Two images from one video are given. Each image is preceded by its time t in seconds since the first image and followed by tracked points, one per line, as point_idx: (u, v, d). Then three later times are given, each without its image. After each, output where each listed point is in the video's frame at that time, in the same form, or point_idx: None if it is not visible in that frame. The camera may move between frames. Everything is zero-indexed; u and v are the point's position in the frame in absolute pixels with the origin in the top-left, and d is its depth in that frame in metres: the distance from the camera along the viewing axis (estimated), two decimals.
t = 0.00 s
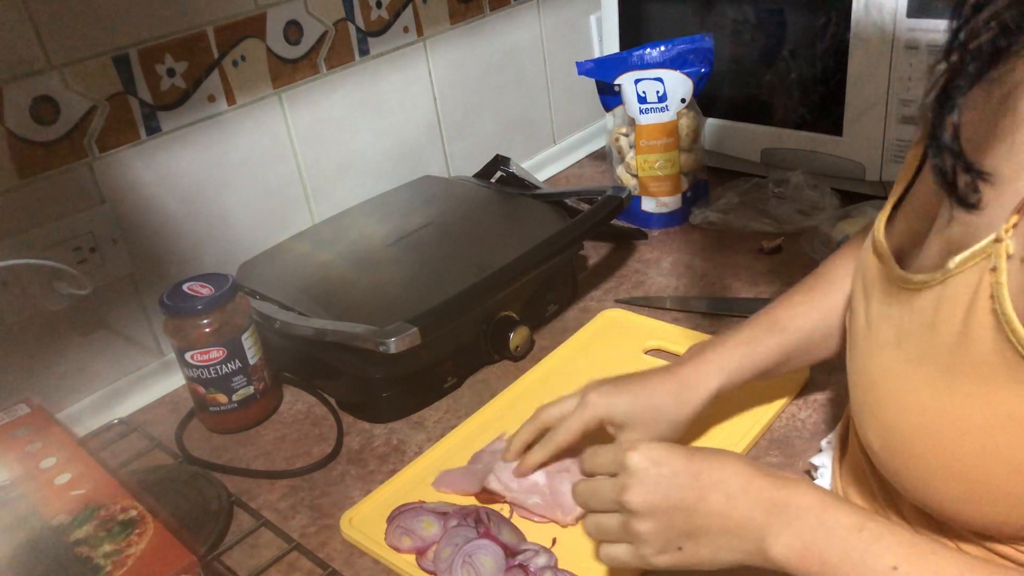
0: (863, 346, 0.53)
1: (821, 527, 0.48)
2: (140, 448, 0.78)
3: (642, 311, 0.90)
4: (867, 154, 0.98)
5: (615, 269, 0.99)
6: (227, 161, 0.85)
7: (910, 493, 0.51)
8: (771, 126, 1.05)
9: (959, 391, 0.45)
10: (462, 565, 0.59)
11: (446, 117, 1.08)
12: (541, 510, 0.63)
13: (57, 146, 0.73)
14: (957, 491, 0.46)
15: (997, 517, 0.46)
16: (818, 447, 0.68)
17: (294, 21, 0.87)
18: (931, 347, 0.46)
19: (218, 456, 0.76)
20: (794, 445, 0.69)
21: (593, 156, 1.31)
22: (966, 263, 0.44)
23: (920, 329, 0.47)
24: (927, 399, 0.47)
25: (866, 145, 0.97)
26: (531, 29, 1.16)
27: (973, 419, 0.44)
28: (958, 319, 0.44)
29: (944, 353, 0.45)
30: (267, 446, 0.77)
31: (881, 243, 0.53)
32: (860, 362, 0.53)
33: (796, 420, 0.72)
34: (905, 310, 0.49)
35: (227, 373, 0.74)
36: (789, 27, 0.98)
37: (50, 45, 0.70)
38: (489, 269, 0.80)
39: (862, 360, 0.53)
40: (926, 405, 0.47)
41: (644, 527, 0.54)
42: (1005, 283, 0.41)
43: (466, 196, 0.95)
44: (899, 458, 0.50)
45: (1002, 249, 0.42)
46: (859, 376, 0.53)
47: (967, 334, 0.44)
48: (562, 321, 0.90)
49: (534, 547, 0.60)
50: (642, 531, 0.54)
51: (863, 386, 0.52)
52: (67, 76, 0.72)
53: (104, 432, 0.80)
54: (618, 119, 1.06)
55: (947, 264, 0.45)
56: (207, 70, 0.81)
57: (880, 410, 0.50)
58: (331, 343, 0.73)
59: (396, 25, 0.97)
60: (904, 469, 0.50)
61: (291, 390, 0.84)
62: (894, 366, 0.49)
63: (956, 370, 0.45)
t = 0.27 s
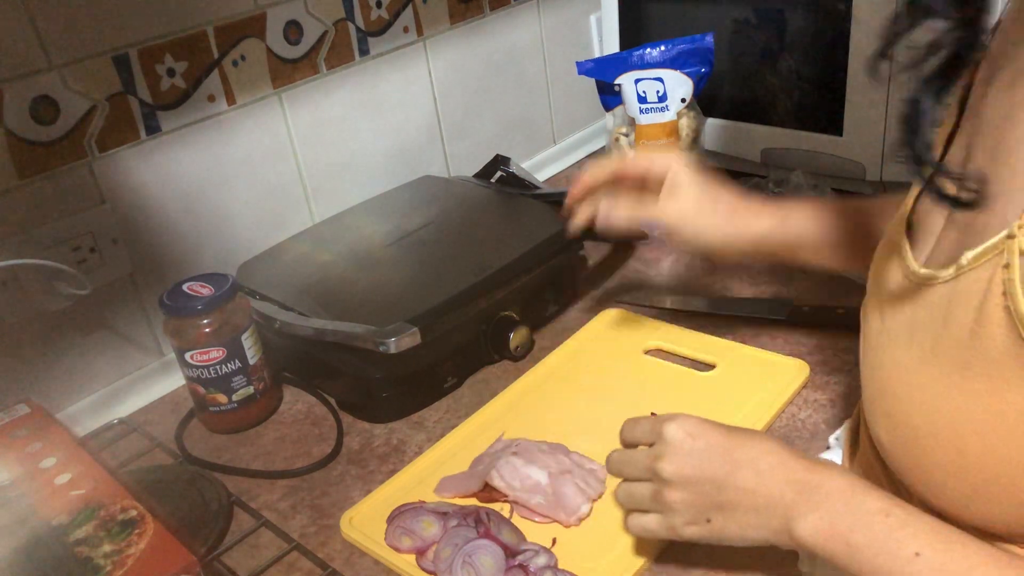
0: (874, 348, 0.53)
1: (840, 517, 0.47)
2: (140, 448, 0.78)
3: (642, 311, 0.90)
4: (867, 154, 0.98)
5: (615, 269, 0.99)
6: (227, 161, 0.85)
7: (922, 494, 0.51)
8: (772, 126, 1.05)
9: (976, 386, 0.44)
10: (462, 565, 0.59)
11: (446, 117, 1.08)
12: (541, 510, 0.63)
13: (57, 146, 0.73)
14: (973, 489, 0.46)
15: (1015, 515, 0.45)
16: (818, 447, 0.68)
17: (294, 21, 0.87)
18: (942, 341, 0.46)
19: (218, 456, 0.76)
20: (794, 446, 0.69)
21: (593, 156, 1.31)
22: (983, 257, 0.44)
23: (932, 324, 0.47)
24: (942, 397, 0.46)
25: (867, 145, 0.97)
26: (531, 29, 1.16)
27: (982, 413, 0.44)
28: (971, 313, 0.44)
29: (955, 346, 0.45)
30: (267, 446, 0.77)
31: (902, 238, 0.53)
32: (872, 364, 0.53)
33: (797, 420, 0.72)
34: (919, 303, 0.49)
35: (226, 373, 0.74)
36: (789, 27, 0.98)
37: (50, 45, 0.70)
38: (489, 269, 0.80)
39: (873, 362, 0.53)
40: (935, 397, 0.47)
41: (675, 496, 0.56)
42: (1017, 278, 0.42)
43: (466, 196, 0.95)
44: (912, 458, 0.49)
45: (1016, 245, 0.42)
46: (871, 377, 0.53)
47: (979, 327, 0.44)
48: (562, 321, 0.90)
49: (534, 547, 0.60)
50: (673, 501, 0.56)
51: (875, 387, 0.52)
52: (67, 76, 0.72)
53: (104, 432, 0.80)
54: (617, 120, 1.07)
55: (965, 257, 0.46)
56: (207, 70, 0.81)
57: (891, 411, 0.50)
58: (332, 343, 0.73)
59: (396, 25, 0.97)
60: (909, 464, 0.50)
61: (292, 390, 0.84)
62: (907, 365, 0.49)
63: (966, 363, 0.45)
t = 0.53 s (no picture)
0: (884, 340, 0.52)
1: (835, 481, 0.47)
2: (140, 448, 0.78)
3: (642, 311, 0.90)
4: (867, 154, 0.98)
5: (615, 269, 0.99)
6: (227, 160, 0.85)
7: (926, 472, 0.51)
8: (772, 126, 1.05)
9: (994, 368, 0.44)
10: (462, 565, 0.58)
11: (446, 117, 1.08)
12: (541, 509, 0.63)
13: (57, 146, 0.73)
14: (998, 472, 0.45)
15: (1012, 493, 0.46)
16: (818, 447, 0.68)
17: (294, 21, 0.87)
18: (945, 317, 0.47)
19: (218, 455, 0.76)
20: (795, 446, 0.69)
21: (593, 156, 1.31)
22: (984, 237, 0.44)
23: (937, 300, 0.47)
24: (951, 376, 0.46)
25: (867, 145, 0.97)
26: (531, 28, 1.16)
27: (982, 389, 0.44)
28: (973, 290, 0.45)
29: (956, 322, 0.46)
30: (267, 446, 0.77)
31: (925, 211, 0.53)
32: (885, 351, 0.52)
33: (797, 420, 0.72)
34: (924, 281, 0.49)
35: (227, 373, 0.74)
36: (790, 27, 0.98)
37: (50, 45, 0.70)
38: (490, 269, 0.80)
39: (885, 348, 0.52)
40: (935, 373, 0.47)
41: (683, 449, 0.57)
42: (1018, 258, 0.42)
43: (467, 196, 0.95)
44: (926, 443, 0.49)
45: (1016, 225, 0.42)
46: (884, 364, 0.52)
47: (981, 305, 0.44)
48: (562, 321, 0.90)
49: (534, 547, 0.60)
50: (679, 454, 0.57)
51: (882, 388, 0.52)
52: (67, 76, 0.72)
53: (104, 432, 0.80)
54: (617, 119, 1.06)
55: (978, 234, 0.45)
56: (207, 70, 0.81)
57: (901, 394, 0.50)
58: (332, 343, 0.73)
59: (396, 25, 0.97)
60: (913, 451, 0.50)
61: (292, 390, 0.84)
62: (920, 354, 0.48)
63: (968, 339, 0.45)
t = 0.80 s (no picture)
0: (905, 310, 0.54)
1: (827, 392, 0.52)
2: (140, 448, 0.78)
3: (642, 311, 0.90)
4: (868, 154, 0.98)
5: (615, 268, 0.99)
6: (228, 160, 0.86)
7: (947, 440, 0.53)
8: (772, 126, 1.05)
9: (1014, 333, 0.45)
10: (462, 565, 0.58)
11: (446, 117, 1.08)
12: (542, 509, 0.63)
13: (57, 146, 0.73)
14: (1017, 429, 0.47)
15: None
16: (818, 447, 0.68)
17: (294, 21, 0.87)
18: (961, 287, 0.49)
19: (218, 455, 0.76)
20: (795, 446, 0.69)
21: (593, 156, 1.31)
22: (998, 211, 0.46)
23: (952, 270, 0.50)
24: (969, 342, 0.48)
25: (867, 145, 0.97)
26: (531, 28, 1.16)
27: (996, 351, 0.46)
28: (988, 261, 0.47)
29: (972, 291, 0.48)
30: (266, 446, 0.77)
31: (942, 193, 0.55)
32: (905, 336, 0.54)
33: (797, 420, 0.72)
34: (941, 255, 0.51)
35: (226, 373, 0.74)
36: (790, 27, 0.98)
37: (49, 45, 0.70)
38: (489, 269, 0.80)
39: (904, 336, 0.54)
40: (954, 338, 0.49)
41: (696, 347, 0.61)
42: None
43: (467, 196, 0.95)
44: (960, 418, 0.50)
45: None
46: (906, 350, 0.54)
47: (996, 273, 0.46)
48: (562, 321, 0.90)
49: (534, 547, 0.60)
50: (692, 351, 0.62)
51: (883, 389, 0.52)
52: (67, 76, 0.72)
53: (104, 432, 0.80)
54: (620, 119, 1.05)
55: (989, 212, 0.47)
56: (207, 70, 0.81)
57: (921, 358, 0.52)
58: (331, 343, 0.73)
59: (396, 25, 0.97)
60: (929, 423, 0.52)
61: (291, 390, 0.84)
62: (944, 327, 0.50)
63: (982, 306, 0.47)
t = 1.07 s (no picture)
0: (901, 296, 0.55)
1: (833, 371, 0.54)
2: (141, 448, 0.78)
3: (642, 311, 0.90)
4: (868, 154, 0.98)
5: (615, 269, 0.99)
6: (228, 160, 0.86)
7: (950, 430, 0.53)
8: (771, 126, 1.05)
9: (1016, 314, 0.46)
10: (462, 565, 0.58)
11: (446, 116, 1.08)
12: (542, 509, 0.63)
13: (57, 146, 0.73)
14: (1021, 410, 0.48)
15: None
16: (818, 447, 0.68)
17: (294, 21, 0.87)
18: (958, 271, 0.49)
19: (218, 456, 0.76)
20: (795, 446, 0.69)
21: (593, 156, 1.31)
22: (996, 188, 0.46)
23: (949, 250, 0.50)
24: (968, 325, 0.48)
25: (867, 145, 0.97)
26: (531, 29, 1.16)
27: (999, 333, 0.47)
28: (984, 244, 0.47)
29: (968, 273, 0.48)
30: (266, 446, 0.77)
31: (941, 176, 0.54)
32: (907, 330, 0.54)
33: (797, 420, 0.72)
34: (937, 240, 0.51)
35: (227, 373, 0.74)
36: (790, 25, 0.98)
37: (50, 45, 0.70)
38: (489, 269, 0.80)
39: (905, 331, 0.54)
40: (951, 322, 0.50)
41: (699, 328, 0.65)
42: None
43: (467, 196, 0.95)
44: (968, 407, 0.51)
45: None
46: (909, 345, 0.54)
47: (995, 254, 0.46)
48: (562, 321, 0.90)
49: (534, 547, 0.60)
50: (694, 334, 0.66)
51: (884, 389, 0.52)
52: (67, 76, 0.72)
53: (104, 432, 0.80)
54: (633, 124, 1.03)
55: (978, 189, 0.48)
56: (207, 69, 0.81)
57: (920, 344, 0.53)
58: (331, 343, 0.73)
59: (396, 25, 0.97)
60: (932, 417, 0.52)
61: (292, 390, 0.84)
62: (941, 312, 0.50)
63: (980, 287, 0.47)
